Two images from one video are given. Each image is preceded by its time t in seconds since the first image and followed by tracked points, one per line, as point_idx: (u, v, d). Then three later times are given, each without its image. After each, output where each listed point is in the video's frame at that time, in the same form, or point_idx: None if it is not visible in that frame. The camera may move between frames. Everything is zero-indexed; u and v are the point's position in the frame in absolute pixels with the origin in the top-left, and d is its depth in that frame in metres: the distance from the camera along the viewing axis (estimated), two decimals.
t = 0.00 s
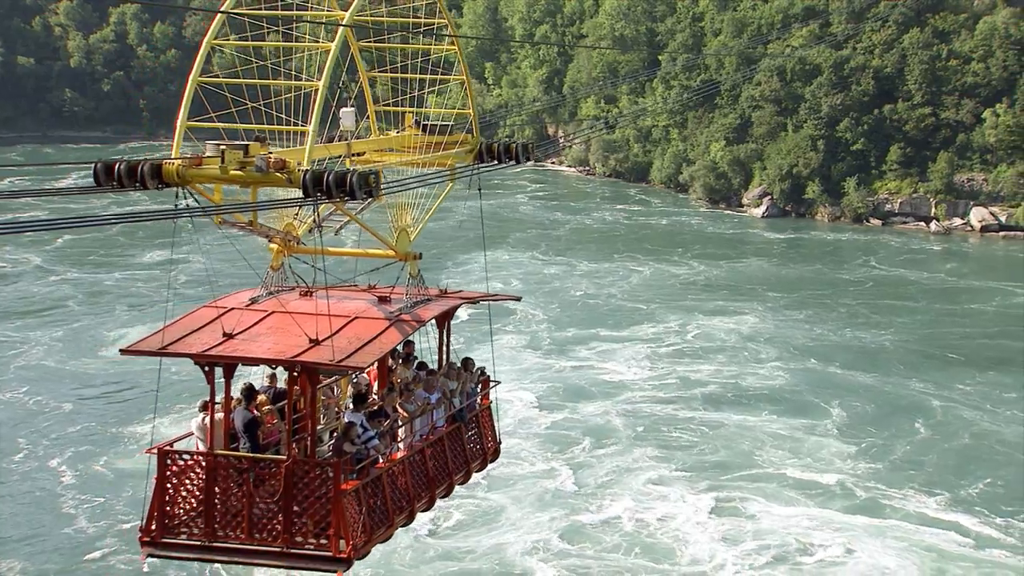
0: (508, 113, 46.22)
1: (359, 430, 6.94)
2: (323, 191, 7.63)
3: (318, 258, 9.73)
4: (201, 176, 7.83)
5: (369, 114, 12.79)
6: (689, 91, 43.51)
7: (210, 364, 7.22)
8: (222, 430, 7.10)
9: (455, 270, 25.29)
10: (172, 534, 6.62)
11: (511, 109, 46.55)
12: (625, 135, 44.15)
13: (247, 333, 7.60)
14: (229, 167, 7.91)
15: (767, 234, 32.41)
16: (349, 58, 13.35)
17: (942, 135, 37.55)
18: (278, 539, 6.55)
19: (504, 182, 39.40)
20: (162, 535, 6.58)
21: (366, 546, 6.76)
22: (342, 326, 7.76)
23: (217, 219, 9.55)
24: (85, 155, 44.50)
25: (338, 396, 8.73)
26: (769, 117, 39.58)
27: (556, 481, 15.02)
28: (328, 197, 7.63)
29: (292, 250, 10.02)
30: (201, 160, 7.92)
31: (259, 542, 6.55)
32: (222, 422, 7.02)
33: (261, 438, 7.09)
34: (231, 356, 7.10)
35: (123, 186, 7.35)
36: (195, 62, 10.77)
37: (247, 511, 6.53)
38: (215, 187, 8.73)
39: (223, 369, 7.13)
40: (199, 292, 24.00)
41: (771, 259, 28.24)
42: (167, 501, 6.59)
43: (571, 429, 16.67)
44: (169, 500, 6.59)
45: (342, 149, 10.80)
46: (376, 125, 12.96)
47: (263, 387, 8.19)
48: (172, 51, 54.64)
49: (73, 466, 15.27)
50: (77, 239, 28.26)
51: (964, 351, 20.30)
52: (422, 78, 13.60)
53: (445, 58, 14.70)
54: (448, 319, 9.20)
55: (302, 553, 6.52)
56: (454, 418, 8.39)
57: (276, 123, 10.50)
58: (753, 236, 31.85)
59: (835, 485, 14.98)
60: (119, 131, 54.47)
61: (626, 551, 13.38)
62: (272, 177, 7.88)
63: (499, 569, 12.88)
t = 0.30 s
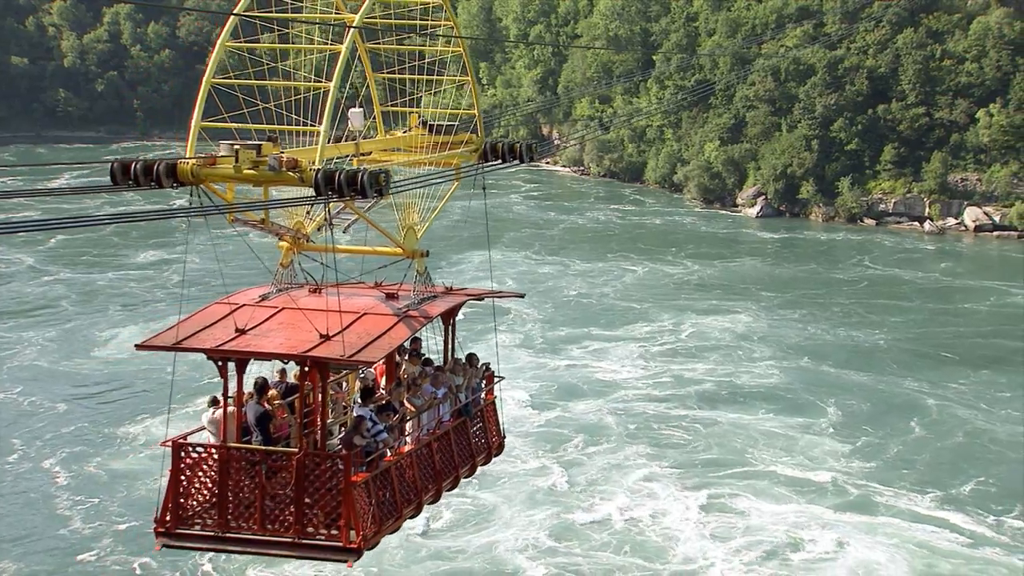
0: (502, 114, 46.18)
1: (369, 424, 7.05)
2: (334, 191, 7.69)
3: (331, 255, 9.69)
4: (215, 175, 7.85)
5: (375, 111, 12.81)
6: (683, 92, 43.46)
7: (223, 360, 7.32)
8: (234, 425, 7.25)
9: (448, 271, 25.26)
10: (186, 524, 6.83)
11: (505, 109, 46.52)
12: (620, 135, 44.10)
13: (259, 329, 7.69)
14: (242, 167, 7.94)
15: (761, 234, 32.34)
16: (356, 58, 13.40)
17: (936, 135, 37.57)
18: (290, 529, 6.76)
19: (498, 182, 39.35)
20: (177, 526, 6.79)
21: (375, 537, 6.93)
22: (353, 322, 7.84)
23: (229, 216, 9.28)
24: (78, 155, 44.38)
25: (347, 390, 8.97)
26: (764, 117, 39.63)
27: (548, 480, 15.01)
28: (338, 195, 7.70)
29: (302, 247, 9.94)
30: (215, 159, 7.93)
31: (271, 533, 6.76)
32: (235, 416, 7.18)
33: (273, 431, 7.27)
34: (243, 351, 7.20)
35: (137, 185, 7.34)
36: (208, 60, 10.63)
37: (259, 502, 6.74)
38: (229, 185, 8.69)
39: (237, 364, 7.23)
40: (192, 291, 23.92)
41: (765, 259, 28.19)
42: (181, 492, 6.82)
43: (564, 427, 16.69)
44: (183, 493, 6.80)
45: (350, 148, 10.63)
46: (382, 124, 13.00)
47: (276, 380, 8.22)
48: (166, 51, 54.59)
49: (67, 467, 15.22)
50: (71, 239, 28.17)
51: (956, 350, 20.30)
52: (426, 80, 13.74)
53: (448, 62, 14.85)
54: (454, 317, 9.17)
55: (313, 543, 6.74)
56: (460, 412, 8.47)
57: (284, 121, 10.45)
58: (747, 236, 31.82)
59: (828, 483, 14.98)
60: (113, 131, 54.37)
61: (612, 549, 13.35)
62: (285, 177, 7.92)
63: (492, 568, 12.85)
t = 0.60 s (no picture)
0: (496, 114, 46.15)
1: (379, 417, 7.17)
2: (347, 189, 7.70)
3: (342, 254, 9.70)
4: (231, 173, 7.93)
5: (383, 111, 13.00)
6: (677, 91, 43.40)
7: (238, 354, 7.41)
8: (248, 417, 7.34)
9: (441, 271, 25.25)
10: (201, 514, 6.96)
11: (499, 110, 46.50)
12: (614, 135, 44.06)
13: (272, 323, 7.74)
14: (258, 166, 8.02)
15: (755, 234, 32.30)
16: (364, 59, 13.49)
17: (928, 135, 37.57)
18: (302, 519, 6.88)
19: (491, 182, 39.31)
20: (192, 515, 6.93)
21: (386, 527, 7.04)
22: (363, 316, 7.88)
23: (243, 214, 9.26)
24: (71, 156, 44.28)
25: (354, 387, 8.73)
26: (757, 117, 39.65)
27: (539, 477, 15.00)
28: (351, 194, 7.72)
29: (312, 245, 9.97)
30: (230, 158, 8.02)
31: (284, 522, 6.88)
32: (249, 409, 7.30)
33: (286, 424, 7.37)
34: (257, 346, 7.28)
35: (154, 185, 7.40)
36: (223, 67, 11.08)
37: (273, 493, 6.86)
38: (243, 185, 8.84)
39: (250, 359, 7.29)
40: (184, 291, 23.85)
41: (758, 259, 28.18)
42: (196, 483, 6.94)
43: (556, 424, 16.71)
44: (198, 484, 6.93)
45: (359, 149, 10.96)
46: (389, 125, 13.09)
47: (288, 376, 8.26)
48: (158, 51, 54.55)
49: (60, 468, 15.17)
50: (63, 240, 28.09)
51: (949, 349, 20.32)
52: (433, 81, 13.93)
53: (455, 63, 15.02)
54: (461, 312, 9.20)
55: (325, 533, 6.86)
56: (466, 406, 8.52)
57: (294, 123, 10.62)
58: (740, 235, 31.79)
59: (818, 480, 14.98)
60: (106, 131, 54.23)
61: (596, 547, 13.33)
62: (299, 176, 7.96)
63: (483, 567, 12.83)
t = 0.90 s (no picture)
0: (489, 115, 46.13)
1: (387, 411, 7.18)
2: (357, 187, 7.92)
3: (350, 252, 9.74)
4: (243, 173, 8.05)
5: (387, 111, 12.99)
6: (670, 92, 43.33)
7: (248, 350, 7.38)
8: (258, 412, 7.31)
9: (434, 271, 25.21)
10: (213, 506, 6.92)
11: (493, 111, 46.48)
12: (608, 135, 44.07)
13: (283, 320, 7.72)
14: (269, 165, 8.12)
15: (748, 234, 32.28)
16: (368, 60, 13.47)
17: (922, 135, 37.62)
18: (312, 510, 6.85)
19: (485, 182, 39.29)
20: (204, 508, 6.88)
21: (394, 519, 7.02)
22: (371, 313, 7.89)
23: (252, 212, 9.36)
24: (64, 156, 44.18)
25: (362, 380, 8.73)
26: (750, 117, 39.66)
27: (531, 475, 14.98)
28: (360, 193, 7.92)
29: (320, 243, 10.01)
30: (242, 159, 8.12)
31: (294, 514, 6.86)
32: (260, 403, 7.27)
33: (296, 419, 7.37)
34: (268, 342, 7.26)
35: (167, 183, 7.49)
36: (235, 65, 10.97)
37: (283, 485, 6.84)
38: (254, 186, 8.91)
39: (261, 354, 7.27)
40: (177, 291, 23.80)
41: (751, 259, 28.18)
42: (208, 476, 6.90)
43: (548, 422, 16.70)
44: (210, 477, 6.89)
45: (365, 148, 10.97)
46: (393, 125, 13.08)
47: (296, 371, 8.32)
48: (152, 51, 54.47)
49: (53, 469, 15.12)
50: (56, 240, 28.02)
51: (942, 348, 20.33)
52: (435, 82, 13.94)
53: (455, 64, 15.04)
54: (465, 309, 9.23)
55: (334, 524, 6.82)
56: (470, 402, 8.53)
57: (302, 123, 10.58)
58: (734, 235, 31.77)
59: (810, 478, 14.99)
60: (99, 131, 54.10)
61: (583, 544, 13.33)
62: (308, 175, 8.11)
63: (474, 566, 12.80)
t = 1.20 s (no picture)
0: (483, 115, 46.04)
1: (394, 406, 7.39)
2: (364, 186, 7.97)
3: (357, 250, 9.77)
4: (253, 173, 8.38)
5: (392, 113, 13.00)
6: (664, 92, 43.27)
7: (258, 345, 7.52)
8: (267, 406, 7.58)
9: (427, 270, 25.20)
10: (224, 498, 7.22)
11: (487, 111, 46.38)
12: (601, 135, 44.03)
13: (291, 316, 7.82)
14: (279, 165, 8.47)
15: (741, 234, 32.26)
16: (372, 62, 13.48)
17: (915, 135, 37.66)
18: (321, 503, 7.12)
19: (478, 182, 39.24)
20: (216, 500, 7.19)
21: (401, 511, 7.25)
22: (379, 309, 7.96)
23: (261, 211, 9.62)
24: (56, 157, 44.07)
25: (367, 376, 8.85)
26: (744, 117, 39.64)
27: (521, 474, 14.96)
28: (368, 191, 8.01)
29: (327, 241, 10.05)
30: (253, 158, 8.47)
31: (303, 506, 7.13)
32: (269, 397, 7.43)
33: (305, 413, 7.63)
34: (278, 337, 7.37)
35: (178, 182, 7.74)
36: (245, 70, 11.20)
37: (293, 478, 7.12)
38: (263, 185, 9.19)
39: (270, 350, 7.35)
40: (169, 291, 23.75)
41: (744, 258, 28.18)
42: (219, 469, 7.21)
43: (541, 420, 16.67)
44: (221, 469, 7.19)
45: (371, 148, 11.07)
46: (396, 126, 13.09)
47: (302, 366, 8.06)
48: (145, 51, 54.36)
49: (46, 470, 15.06)
50: (48, 240, 27.95)
51: (935, 347, 20.36)
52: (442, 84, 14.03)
53: (461, 66, 15.11)
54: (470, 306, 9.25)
55: (342, 515, 7.09)
56: (474, 396, 8.64)
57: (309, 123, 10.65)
58: (727, 235, 31.77)
59: (800, 476, 15.00)
60: (92, 131, 53.92)
61: (570, 541, 13.34)
62: (317, 174, 8.51)
63: (465, 565, 12.78)
